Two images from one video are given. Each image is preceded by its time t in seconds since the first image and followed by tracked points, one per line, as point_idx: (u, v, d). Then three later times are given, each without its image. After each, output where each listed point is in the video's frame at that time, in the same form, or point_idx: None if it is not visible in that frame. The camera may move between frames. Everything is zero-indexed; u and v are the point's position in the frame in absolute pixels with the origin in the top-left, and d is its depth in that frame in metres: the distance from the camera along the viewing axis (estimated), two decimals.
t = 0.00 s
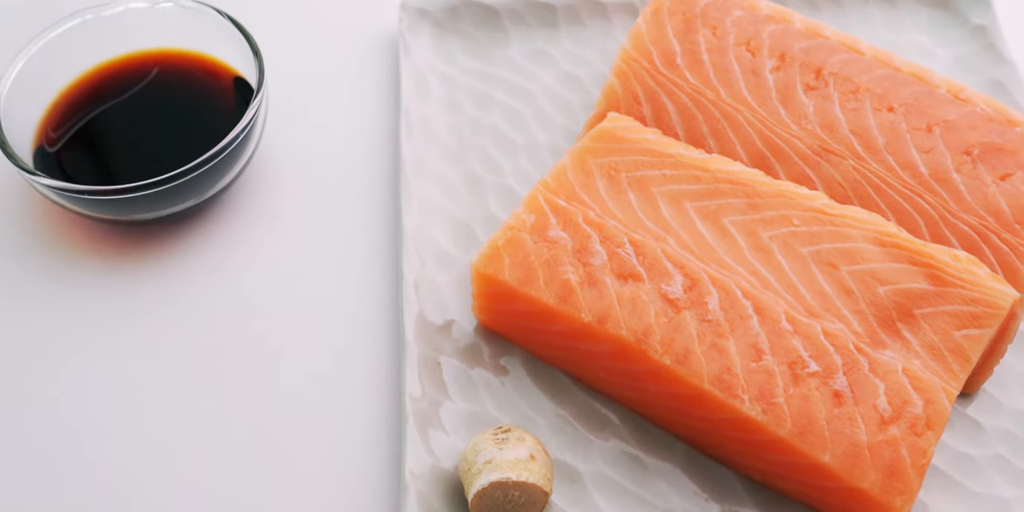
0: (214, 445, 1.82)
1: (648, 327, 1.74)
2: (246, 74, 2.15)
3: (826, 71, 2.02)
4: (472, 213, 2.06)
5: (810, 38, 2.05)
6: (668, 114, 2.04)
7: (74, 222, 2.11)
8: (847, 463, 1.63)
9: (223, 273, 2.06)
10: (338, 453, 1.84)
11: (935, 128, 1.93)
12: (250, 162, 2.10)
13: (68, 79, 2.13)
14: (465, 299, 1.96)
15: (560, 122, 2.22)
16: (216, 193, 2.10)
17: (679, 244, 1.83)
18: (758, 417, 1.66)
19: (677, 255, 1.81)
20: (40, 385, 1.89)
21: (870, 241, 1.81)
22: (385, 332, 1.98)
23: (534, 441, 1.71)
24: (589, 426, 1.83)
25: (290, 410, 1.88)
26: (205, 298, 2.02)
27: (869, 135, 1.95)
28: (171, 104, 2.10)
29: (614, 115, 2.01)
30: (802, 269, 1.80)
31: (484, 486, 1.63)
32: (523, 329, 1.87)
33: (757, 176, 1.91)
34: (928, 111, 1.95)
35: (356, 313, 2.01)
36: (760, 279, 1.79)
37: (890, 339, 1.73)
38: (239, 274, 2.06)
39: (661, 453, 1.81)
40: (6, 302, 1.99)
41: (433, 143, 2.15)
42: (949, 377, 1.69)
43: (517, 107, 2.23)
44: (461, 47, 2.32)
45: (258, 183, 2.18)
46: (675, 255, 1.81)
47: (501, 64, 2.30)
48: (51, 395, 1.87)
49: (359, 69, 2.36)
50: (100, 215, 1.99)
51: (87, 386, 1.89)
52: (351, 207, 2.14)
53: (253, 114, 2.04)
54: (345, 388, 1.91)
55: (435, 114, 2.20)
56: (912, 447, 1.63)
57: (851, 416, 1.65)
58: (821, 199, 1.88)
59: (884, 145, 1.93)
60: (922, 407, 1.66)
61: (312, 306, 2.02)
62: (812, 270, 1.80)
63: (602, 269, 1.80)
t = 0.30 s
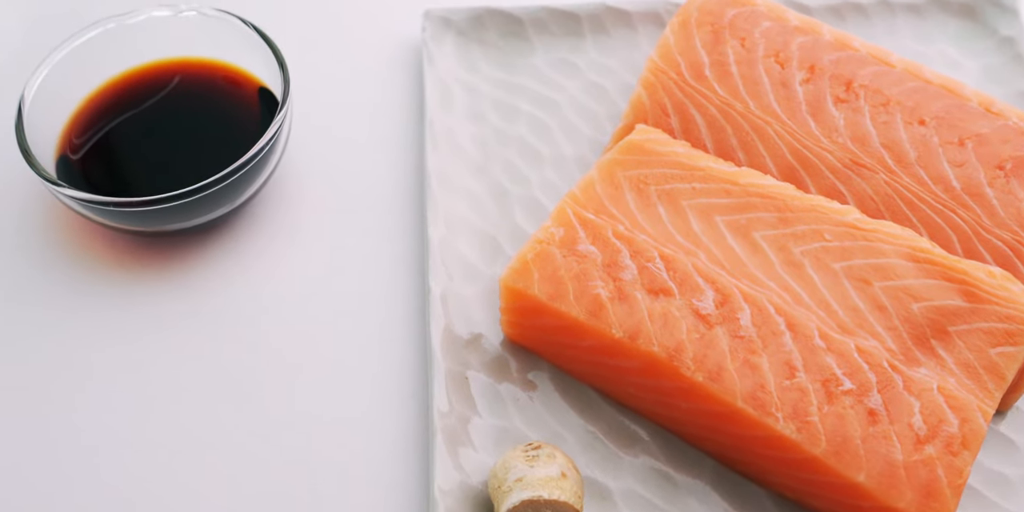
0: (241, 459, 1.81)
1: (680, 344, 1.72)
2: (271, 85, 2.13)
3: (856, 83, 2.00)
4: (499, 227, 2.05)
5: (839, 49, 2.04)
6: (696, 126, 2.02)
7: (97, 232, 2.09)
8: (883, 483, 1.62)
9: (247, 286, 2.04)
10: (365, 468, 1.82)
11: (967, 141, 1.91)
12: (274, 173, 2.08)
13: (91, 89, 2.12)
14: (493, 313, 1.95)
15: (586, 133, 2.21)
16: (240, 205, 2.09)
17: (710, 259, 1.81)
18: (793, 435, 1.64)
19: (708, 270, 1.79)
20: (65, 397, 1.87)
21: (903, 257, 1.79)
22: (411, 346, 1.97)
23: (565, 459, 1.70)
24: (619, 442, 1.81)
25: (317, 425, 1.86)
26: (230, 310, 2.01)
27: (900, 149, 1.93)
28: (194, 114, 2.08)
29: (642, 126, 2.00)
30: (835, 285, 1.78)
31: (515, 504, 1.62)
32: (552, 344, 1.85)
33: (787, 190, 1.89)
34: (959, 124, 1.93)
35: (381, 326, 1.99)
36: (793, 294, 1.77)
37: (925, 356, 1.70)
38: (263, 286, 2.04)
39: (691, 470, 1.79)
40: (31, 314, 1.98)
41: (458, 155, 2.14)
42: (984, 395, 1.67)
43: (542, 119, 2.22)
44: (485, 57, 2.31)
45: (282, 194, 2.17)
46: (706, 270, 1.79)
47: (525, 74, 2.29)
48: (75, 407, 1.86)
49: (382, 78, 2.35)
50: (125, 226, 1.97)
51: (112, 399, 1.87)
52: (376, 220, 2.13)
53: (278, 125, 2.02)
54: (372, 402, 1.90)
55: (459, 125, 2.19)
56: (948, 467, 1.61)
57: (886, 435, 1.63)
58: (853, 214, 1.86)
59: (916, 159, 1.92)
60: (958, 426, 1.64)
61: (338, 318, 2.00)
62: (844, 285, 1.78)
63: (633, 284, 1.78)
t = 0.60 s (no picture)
0: (268, 474, 1.79)
1: (715, 363, 1.70)
2: (297, 95, 2.11)
3: (890, 97, 1.98)
4: (528, 240, 2.03)
5: (871, 62, 2.02)
6: (728, 139, 2.00)
7: (122, 244, 2.07)
8: (922, 505, 1.59)
9: (273, 299, 2.03)
10: (395, 485, 1.80)
11: (1002, 157, 1.89)
12: (300, 185, 2.06)
13: (117, 99, 2.10)
14: (522, 328, 1.93)
15: (614, 145, 2.18)
16: (266, 217, 2.07)
17: (744, 276, 1.79)
18: (831, 456, 1.62)
19: (743, 287, 1.77)
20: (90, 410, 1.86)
21: (939, 274, 1.77)
22: (440, 361, 1.95)
23: (598, 478, 1.68)
24: (651, 460, 1.79)
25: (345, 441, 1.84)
26: (256, 323, 1.99)
27: (935, 164, 1.91)
28: (221, 125, 2.05)
29: (673, 140, 1.98)
30: (871, 302, 1.76)
31: None
32: (583, 361, 1.83)
33: (821, 206, 1.87)
34: (995, 139, 1.91)
35: (409, 341, 1.98)
36: (828, 311, 1.75)
37: (963, 376, 1.68)
38: (289, 300, 2.03)
39: (725, 489, 1.77)
40: (57, 326, 1.97)
41: (486, 168, 2.11)
42: None
43: (569, 130, 2.20)
44: (511, 67, 2.29)
45: (308, 206, 2.15)
46: (740, 286, 1.77)
47: (552, 85, 2.28)
48: (101, 420, 1.84)
49: (407, 89, 2.34)
50: (150, 238, 1.95)
51: (138, 411, 1.86)
52: (403, 233, 2.12)
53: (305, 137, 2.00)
54: (400, 419, 1.88)
55: (486, 137, 2.17)
56: (988, 489, 1.59)
57: (925, 456, 1.61)
58: (888, 230, 1.84)
59: (951, 174, 1.90)
60: (998, 447, 1.61)
61: (366, 332, 1.99)
62: (880, 302, 1.76)
63: (666, 300, 1.76)
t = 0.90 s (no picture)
0: (292, 488, 1.77)
1: (747, 380, 1.68)
2: (322, 106, 2.09)
3: (920, 110, 1.96)
4: (554, 253, 2.01)
5: (901, 75, 2.00)
6: (757, 152, 1.98)
7: (146, 256, 2.06)
8: None
9: (298, 311, 2.01)
10: (421, 501, 1.78)
11: None
12: (324, 197, 2.04)
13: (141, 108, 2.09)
14: (549, 342, 1.91)
15: (640, 157, 2.17)
16: (289, 229, 2.05)
17: (776, 292, 1.77)
18: (866, 476, 1.61)
19: (775, 302, 1.76)
20: (111, 420, 1.84)
21: (973, 291, 1.75)
22: (466, 375, 1.94)
23: (629, 495, 1.66)
24: (681, 476, 1.78)
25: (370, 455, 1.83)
26: (280, 336, 1.98)
27: (967, 179, 1.89)
28: (245, 135, 2.04)
29: (702, 153, 1.96)
30: (904, 319, 1.74)
31: None
32: (612, 376, 1.82)
33: (853, 221, 1.86)
34: None
35: (435, 355, 1.96)
36: (861, 328, 1.74)
37: (998, 394, 1.65)
38: (314, 312, 2.01)
39: (757, 507, 1.76)
40: (80, 336, 1.95)
41: (511, 180, 2.10)
42: None
43: (595, 141, 2.19)
44: (535, 77, 2.28)
45: (333, 219, 2.15)
46: (771, 302, 1.75)
47: (576, 95, 2.26)
48: (122, 429, 1.83)
49: (431, 102, 2.34)
50: (173, 250, 1.93)
51: (160, 421, 1.84)
52: (429, 245, 2.11)
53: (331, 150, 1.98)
54: (426, 433, 1.86)
55: (511, 148, 2.15)
56: None
57: (961, 476, 1.59)
58: (921, 245, 1.82)
59: (984, 189, 1.87)
60: None
61: (391, 346, 1.97)
62: (913, 319, 1.74)
63: (697, 316, 1.74)
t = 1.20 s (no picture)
0: (319, 504, 1.75)
1: (783, 399, 1.67)
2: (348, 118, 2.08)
3: (953, 125, 1.94)
4: (582, 267, 1.99)
5: (934, 88, 1.98)
6: (788, 167, 1.95)
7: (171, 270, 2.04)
8: None
9: (323, 325, 1.99)
10: None
11: None
12: (350, 210, 2.02)
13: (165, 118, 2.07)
14: (579, 358, 1.89)
15: (668, 170, 2.15)
16: (314, 244, 2.03)
17: (810, 309, 1.76)
18: (905, 498, 1.59)
19: (809, 320, 1.74)
20: (134, 433, 1.83)
21: (1010, 308, 1.73)
22: (494, 391, 1.92)
23: None
24: (713, 495, 1.76)
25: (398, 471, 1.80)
26: (306, 350, 1.96)
27: (1002, 194, 1.87)
28: (270, 147, 2.02)
29: (733, 168, 1.95)
30: (940, 338, 1.72)
31: None
32: (644, 393, 1.80)
33: (887, 237, 1.84)
34: None
35: (463, 370, 1.94)
36: (897, 347, 1.72)
37: None
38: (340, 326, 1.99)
39: None
40: (103, 349, 1.93)
41: (538, 192, 2.08)
42: None
43: (622, 153, 2.17)
44: (561, 88, 2.27)
45: (360, 232, 2.13)
46: (806, 319, 1.74)
47: (602, 106, 2.25)
48: (145, 442, 1.81)
49: (458, 115, 2.33)
50: (198, 263, 1.91)
51: (184, 434, 1.83)
52: (456, 258, 2.09)
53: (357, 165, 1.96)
54: (454, 449, 1.84)
55: (538, 160, 2.13)
56: None
57: (1001, 498, 1.56)
58: (956, 262, 1.81)
59: (1019, 205, 1.86)
60: None
61: (418, 359, 1.95)
62: (950, 338, 1.72)
63: (731, 334, 1.73)
